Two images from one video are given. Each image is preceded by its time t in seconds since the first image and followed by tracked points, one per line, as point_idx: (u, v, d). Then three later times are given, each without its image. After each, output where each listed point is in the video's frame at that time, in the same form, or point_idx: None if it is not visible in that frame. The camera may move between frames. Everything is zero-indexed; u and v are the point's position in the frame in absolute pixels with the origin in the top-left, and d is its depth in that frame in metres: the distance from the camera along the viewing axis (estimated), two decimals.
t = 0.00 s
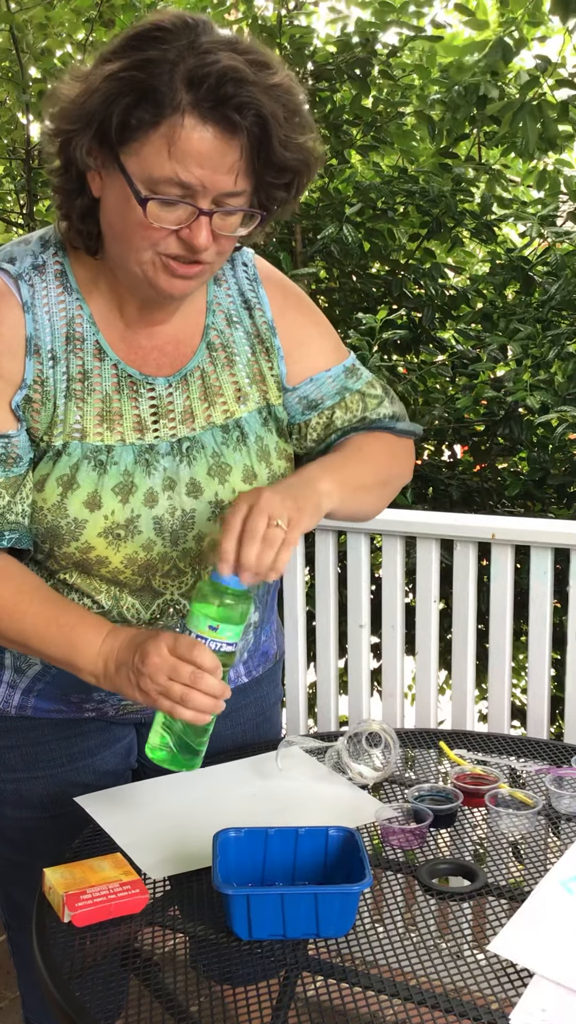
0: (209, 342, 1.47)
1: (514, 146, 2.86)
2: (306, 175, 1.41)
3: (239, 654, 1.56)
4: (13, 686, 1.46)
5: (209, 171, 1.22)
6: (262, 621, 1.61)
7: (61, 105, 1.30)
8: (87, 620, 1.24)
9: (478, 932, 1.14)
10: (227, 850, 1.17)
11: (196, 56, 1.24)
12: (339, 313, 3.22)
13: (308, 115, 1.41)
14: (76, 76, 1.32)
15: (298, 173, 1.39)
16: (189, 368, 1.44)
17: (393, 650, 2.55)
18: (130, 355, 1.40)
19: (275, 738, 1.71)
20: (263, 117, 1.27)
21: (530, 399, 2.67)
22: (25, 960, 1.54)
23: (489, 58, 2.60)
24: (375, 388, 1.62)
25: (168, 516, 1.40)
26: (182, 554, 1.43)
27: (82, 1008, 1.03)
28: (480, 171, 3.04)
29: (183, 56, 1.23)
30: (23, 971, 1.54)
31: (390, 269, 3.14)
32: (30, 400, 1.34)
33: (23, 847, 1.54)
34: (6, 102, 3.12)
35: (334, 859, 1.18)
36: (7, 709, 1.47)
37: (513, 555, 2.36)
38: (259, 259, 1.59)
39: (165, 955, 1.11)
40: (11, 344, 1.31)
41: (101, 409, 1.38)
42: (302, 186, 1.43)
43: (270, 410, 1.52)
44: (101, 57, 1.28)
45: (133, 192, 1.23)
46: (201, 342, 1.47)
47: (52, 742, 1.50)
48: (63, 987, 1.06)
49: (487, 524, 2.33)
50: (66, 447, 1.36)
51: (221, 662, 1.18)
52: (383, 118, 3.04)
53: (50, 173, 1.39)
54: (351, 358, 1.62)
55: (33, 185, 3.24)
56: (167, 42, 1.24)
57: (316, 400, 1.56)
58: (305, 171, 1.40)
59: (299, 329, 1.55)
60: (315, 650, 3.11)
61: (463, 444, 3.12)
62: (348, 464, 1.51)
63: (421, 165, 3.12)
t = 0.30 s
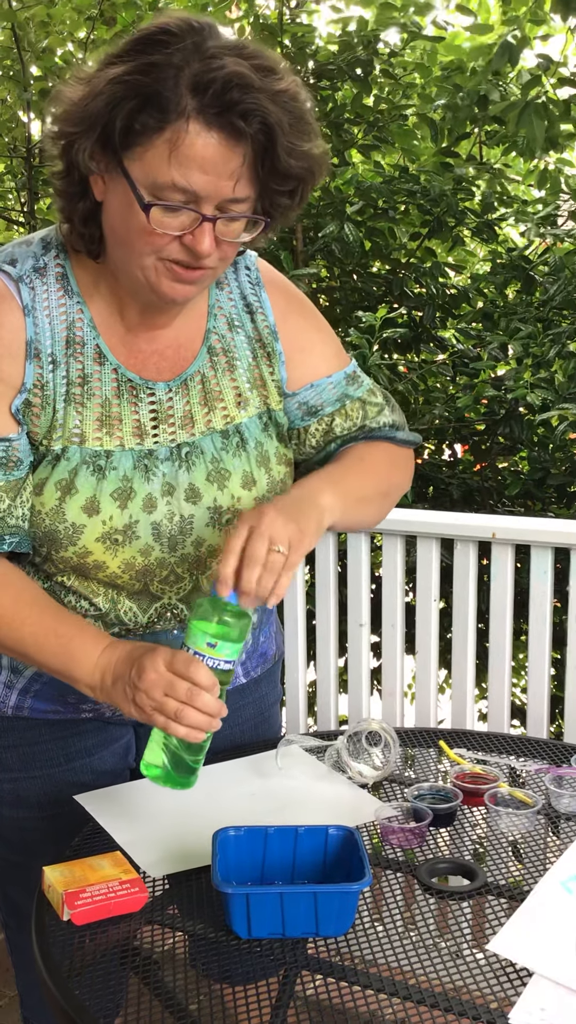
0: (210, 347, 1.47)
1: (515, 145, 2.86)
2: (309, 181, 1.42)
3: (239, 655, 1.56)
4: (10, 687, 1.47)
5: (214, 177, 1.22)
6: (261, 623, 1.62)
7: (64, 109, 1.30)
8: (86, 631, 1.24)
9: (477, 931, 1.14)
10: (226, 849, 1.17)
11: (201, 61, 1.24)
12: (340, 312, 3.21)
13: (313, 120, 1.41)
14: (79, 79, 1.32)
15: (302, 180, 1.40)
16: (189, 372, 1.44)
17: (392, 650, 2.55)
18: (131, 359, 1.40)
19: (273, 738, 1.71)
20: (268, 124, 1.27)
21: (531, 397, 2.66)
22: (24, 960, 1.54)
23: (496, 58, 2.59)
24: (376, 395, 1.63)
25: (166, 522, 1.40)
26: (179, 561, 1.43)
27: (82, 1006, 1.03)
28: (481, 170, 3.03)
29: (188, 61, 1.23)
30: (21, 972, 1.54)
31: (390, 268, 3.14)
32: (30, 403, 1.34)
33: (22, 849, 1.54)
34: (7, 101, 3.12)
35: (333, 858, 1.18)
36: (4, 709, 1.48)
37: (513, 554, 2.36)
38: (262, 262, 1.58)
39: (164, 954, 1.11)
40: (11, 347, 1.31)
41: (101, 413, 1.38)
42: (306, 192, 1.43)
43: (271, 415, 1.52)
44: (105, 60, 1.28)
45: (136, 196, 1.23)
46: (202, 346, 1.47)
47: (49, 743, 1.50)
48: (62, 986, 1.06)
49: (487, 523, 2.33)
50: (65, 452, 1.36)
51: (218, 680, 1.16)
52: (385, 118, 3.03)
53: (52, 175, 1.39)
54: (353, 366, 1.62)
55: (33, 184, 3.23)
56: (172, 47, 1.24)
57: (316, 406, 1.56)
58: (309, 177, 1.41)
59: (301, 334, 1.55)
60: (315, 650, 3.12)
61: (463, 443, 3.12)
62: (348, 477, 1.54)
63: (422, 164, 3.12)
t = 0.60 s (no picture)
0: (217, 341, 1.47)
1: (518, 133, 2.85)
2: (322, 178, 1.42)
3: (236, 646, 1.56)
4: (8, 676, 1.47)
5: (226, 172, 1.22)
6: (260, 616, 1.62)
7: (76, 100, 1.29)
8: (87, 632, 1.24)
9: (474, 915, 1.14)
10: (224, 834, 1.17)
11: (217, 55, 1.23)
12: (340, 301, 3.19)
13: (328, 118, 1.41)
14: (92, 70, 1.31)
15: (314, 177, 1.40)
16: (195, 368, 1.44)
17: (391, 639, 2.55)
18: (137, 353, 1.40)
19: (271, 725, 1.71)
20: (283, 120, 1.27)
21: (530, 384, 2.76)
22: (23, 949, 1.54)
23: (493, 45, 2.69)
24: (369, 409, 1.63)
25: (169, 518, 1.40)
26: (182, 557, 1.43)
27: (79, 990, 1.04)
28: (484, 158, 3.02)
29: (204, 54, 1.23)
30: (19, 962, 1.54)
31: (392, 257, 3.13)
32: (36, 395, 1.34)
33: (22, 839, 1.54)
34: (8, 87, 3.11)
35: (331, 844, 1.18)
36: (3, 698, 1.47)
37: (512, 542, 2.36)
38: (270, 257, 1.58)
39: (163, 938, 1.11)
40: (17, 337, 1.31)
41: (106, 407, 1.38)
42: (318, 189, 1.43)
43: (273, 413, 1.53)
44: (119, 51, 1.27)
45: (147, 190, 1.22)
46: (208, 342, 1.46)
47: (48, 732, 1.50)
48: (61, 969, 1.07)
49: (487, 509, 2.33)
50: (70, 445, 1.36)
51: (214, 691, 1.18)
52: (387, 104, 3.01)
53: (61, 165, 1.39)
54: (351, 375, 1.62)
55: (33, 171, 3.21)
56: (188, 39, 1.23)
57: (309, 409, 1.55)
58: (322, 173, 1.40)
59: (304, 333, 1.55)
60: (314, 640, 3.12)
61: (463, 433, 3.12)
62: (341, 491, 1.52)
63: (423, 152, 3.07)
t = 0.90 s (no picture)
0: (220, 322, 1.46)
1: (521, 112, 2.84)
2: (331, 161, 1.40)
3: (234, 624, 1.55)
4: (9, 654, 1.46)
5: (233, 152, 1.20)
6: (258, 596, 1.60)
7: (82, 73, 1.27)
8: (88, 616, 1.23)
9: (471, 892, 1.14)
10: (223, 808, 1.18)
11: (227, 32, 1.21)
12: (343, 281, 3.19)
13: (338, 98, 1.40)
14: (98, 43, 1.29)
15: (323, 160, 1.38)
16: (198, 349, 1.43)
17: (392, 621, 2.55)
18: (139, 332, 1.39)
19: (270, 703, 1.71)
20: (292, 100, 1.26)
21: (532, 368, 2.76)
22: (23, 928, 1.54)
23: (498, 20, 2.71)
24: (369, 394, 1.61)
25: (170, 500, 1.40)
26: (182, 539, 1.42)
27: (77, 959, 1.04)
28: (488, 138, 3.01)
29: (213, 31, 1.21)
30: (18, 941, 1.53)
31: (395, 237, 3.12)
32: (38, 376, 1.32)
33: (22, 818, 1.52)
34: (9, 64, 3.09)
35: (328, 819, 1.19)
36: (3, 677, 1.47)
37: (513, 523, 2.36)
38: (274, 236, 1.57)
39: (161, 912, 1.11)
40: (19, 316, 1.29)
41: (109, 389, 1.37)
42: (327, 171, 1.42)
43: (275, 396, 1.52)
44: (127, 27, 1.25)
45: (153, 169, 1.21)
46: (211, 322, 1.45)
47: (48, 710, 1.49)
48: (59, 940, 1.07)
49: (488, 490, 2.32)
50: (72, 426, 1.35)
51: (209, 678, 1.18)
52: (390, 83, 2.98)
53: (66, 141, 1.37)
54: (352, 360, 1.61)
55: (34, 149, 3.19)
56: (197, 16, 1.21)
57: (307, 393, 1.54)
58: (332, 155, 1.39)
59: (307, 314, 1.54)
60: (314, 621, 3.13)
61: (465, 415, 3.12)
62: (344, 475, 1.51)
63: (426, 133, 3.04)
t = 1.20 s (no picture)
0: (223, 316, 1.45)
1: (525, 103, 2.84)
2: (339, 156, 1.40)
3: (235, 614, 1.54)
4: (9, 646, 1.46)
5: (239, 146, 1.20)
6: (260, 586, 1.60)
7: (87, 64, 1.26)
8: (88, 611, 1.23)
9: (473, 880, 1.15)
10: (225, 796, 1.18)
11: (235, 25, 1.21)
12: (346, 271, 3.19)
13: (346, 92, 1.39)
14: (103, 34, 1.28)
15: (330, 155, 1.37)
16: (200, 342, 1.42)
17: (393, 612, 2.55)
18: (141, 325, 1.38)
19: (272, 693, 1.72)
20: (300, 94, 1.25)
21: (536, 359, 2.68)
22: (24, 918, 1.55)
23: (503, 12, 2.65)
24: (371, 390, 1.61)
25: (171, 496, 1.39)
26: (183, 534, 1.42)
27: (81, 946, 1.05)
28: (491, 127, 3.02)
29: (220, 23, 1.20)
30: (20, 928, 1.54)
31: (398, 226, 3.11)
32: (40, 370, 1.33)
33: (23, 808, 1.52)
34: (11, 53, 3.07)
35: (331, 807, 1.19)
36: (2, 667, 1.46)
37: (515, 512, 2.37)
38: (279, 229, 1.57)
39: (164, 899, 1.12)
40: (21, 309, 1.29)
41: (111, 382, 1.36)
42: (334, 167, 1.41)
43: (277, 390, 1.52)
44: (133, 17, 1.24)
45: (158, 162, 1.20)
46: (214, 316, 1.44)
47: (48, 700, 1.49)
48: (63, 927, 1.08)
49: (491, 479, 2.33)
50: (73, 419, 1.35)
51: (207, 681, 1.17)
52: (394, 72, 2.98)
53: (70, 132, 1.36)
54: (354, 354, 1.60)
55: (37, 138, 3.19)
56: (205, 8, 1.21)
57: (309, 388, 1.53)
58: (339, 150, 1.38)
59: (310, 309, 1.53)
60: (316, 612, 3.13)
61: (468, 406, 3.12)
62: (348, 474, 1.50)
63: (430, 121, 3.06)
